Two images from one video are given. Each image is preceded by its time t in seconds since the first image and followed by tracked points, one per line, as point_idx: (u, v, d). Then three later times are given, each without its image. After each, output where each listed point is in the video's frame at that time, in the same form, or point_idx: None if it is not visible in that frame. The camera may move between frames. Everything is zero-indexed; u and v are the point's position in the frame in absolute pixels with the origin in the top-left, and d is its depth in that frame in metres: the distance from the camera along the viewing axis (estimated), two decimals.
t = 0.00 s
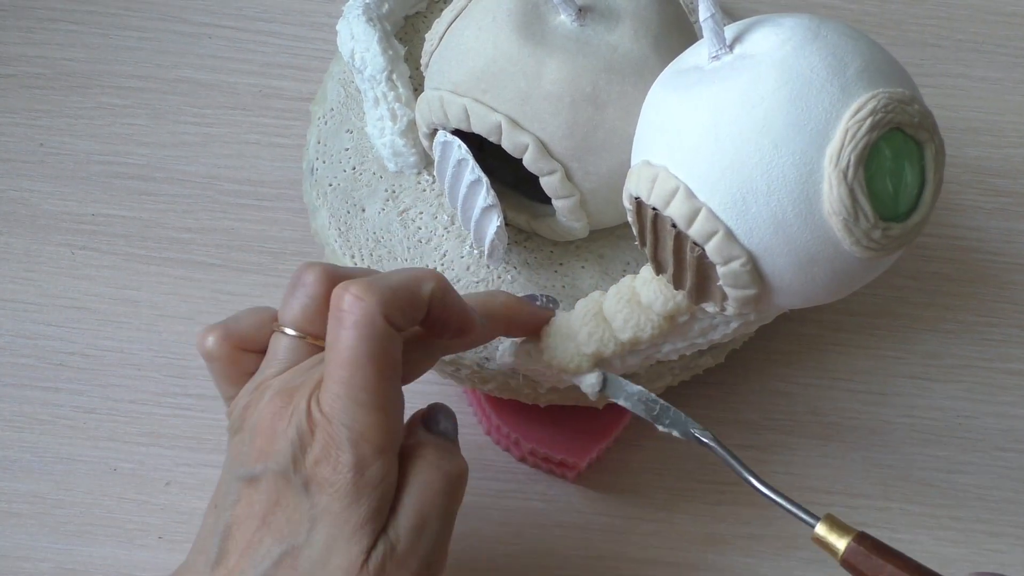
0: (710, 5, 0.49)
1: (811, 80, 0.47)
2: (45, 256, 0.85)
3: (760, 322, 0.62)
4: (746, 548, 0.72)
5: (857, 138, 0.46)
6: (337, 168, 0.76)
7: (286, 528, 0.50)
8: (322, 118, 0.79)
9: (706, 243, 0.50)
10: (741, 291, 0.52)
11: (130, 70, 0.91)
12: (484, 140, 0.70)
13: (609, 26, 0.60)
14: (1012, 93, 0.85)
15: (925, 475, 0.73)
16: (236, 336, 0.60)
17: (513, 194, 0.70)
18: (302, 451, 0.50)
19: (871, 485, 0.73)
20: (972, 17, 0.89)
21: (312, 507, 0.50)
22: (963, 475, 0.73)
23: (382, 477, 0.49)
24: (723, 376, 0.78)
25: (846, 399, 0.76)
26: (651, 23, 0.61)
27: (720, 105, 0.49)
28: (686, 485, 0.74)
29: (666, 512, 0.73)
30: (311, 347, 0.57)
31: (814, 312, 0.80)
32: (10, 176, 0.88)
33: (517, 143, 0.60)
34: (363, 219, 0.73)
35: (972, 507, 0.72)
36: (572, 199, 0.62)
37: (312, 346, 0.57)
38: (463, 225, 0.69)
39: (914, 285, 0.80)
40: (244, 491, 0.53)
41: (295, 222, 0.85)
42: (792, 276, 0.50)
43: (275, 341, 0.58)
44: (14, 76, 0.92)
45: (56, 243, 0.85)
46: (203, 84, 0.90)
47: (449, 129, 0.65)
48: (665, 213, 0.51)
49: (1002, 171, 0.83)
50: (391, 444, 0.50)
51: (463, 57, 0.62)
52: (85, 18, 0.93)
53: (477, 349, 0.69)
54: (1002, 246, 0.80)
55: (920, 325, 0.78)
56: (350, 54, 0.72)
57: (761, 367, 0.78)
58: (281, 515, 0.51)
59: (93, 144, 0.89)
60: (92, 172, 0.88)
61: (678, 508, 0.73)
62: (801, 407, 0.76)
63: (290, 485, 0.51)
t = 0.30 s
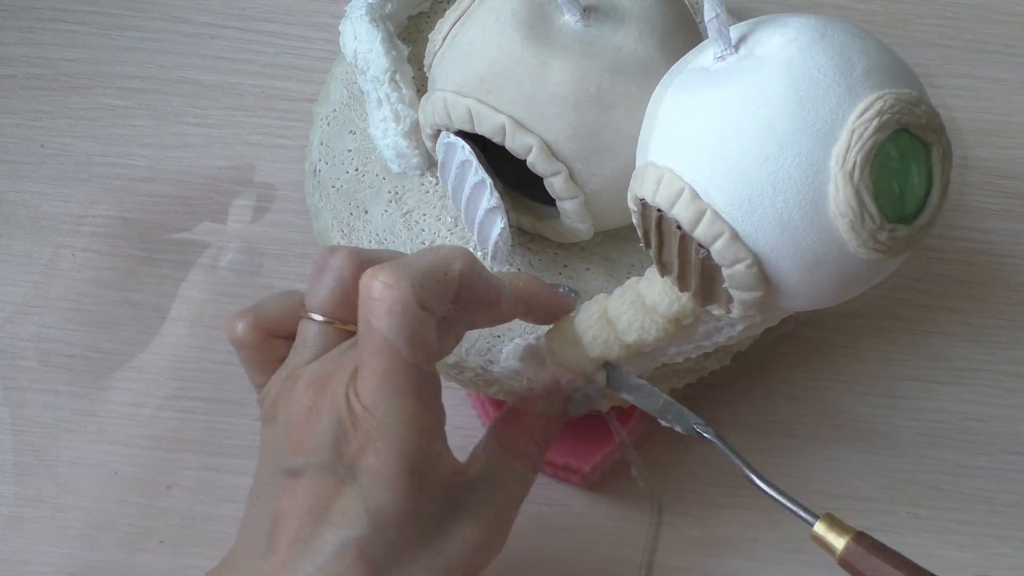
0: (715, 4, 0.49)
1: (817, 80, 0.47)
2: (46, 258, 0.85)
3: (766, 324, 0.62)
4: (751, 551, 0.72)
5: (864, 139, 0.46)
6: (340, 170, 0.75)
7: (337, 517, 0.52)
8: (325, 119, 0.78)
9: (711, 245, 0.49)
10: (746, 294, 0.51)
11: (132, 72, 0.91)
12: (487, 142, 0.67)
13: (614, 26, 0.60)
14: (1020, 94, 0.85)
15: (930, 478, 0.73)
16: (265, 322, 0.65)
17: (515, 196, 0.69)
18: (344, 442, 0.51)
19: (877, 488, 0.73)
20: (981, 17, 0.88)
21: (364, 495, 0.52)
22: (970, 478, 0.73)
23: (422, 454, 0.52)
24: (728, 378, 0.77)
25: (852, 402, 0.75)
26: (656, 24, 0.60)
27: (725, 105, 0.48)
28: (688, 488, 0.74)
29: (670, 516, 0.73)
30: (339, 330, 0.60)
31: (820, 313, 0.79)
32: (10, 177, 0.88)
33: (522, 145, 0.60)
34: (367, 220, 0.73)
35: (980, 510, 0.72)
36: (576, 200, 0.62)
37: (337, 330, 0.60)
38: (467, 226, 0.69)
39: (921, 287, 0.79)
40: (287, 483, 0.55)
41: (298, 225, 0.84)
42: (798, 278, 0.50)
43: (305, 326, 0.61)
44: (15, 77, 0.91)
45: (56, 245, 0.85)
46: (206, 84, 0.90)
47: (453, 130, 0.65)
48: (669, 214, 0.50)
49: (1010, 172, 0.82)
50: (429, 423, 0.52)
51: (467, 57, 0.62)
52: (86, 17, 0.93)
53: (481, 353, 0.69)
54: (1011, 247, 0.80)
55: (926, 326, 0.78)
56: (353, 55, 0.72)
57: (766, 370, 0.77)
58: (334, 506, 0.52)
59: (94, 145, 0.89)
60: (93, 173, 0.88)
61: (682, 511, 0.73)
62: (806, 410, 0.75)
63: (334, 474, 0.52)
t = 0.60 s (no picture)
0: (721, 4, 0.49)
1: (824, 81, 0.46)
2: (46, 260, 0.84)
3: (772, 326, 0.62)
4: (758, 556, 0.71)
5: (871, 140, 0.45)
6: (342, 170, 0.76)
7: (327, 514, 0.52)
8: (327, 119, 0.79)
9: (717, 247, 0.49)
10: (752, 296, 0.51)
11: (134, 73, 0.92)
12: (492, 143, 0.67)
13: (619, 26, 0.59)
14: None
15: (939, 482, 0.69)
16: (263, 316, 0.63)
17: (519, 196, 0.69)
18: (336, 436, 0.55)
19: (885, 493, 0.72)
20: (985, 18, 0.88)
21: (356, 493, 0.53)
22: (977, 482, 0.71)
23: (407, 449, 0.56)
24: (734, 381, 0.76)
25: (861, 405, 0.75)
26: (661, 25, 0.60)
27: (730, 106, 0.48)
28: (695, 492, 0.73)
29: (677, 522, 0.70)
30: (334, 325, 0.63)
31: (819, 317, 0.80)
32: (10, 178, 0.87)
33: (526, 146, 0.59)
34: (369, 221, 0.73)
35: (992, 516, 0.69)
36: (581, 202, 0.61)
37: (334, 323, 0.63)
38: (471, 227, 0.68)
39: (926, 289, 0.79)
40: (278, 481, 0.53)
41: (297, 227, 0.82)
42: (805, 280, 0.49)
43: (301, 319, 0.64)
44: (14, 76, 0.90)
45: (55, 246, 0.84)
46: (206, 85, 0.91)
47: (457, 131, 0.64)
48: (675, 217, 0.50)
49: (1015, 173, 0.82)
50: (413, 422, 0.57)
51: (470, 57, 0.62)
52: (87, 17, 0.95)
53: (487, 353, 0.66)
54: (1017, 250, 0.80)
55: (930, 329, 0.78)
56: (356, 54, 0.72)
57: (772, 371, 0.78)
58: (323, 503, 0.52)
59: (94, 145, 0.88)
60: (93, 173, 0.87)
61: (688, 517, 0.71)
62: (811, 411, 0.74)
63: (322, 469, 0.53)
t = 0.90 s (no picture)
0: (720, 5, 0.49)
1: (821, 82, 0.47)
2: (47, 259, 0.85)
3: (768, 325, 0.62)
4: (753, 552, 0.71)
5: (868, 141, 0.45)
6: (341, 169, 0.75)
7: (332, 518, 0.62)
8: (325, 118, 0.78)
9: (714, 246, 0.49)
10: (749, 295, 0.51)
11: (133, 75, 0.91)
12: (490, 142, 0.66)
13: (617, 26, 0.60)
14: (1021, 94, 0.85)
15: (933, 479, 0.72)
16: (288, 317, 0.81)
17: (518, 195, 0.68)
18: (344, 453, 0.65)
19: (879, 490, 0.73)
20: (981, 17, 0.88)
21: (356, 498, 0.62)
22: (972, 479, 0.72)
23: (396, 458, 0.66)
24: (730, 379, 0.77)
25: (856, 403, 0.75)
26: (659, 25, 0.60)
27: (728, 106, 0.48)
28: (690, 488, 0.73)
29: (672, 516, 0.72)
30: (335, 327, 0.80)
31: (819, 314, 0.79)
32: (11, 178, 0.88)
33: (525, 145, 0.59)
34: (367, 221, 0.73)
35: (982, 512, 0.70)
36: (579, 201, 0.61)
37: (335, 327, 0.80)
38: (468, 226, 0.69)
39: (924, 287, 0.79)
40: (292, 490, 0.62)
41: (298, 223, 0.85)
42: (801, 278, 0.49)
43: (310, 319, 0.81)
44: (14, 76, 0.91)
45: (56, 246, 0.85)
46: (205, 86, 0.90)
47: (455, 130, 0.64)
48: (673, 216, 0.50)
49: (1010, 172, 0.82)
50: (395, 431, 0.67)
51: (468, 57, 0.62)
52: (85, 17, 0.93)
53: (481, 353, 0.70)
54: (1013, 249, 0.80)
55: (927, 327, 0.78)
56: (354, 54, 0.72)
57: (768, 370, 0.77)
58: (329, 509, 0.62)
59: (94, 145, 0.88)
60: (93, 173, 0.87)
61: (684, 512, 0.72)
62: (809, 409, 0.75)
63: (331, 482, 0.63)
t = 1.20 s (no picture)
0: (712, 5, 0.49)
1: (813, 81, 0.47)
2: (46, 257, 0.85)
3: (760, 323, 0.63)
4: (747, 547, 0.72)
5: (859, 139, 0.46)
6: (337, 167, 0.76)
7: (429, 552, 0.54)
8: (323, 117, 0.79)
9: (707, 243, 0.50)
10: (742, 292, 0.52)
11: (131, 71, 0.91)
12: (485, 141, 0.69)
13: (611, 26, 0.60)
14: (1012, 93, 0.86)
15: (925, 476, 0.73)
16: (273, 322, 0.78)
17: (513, 193, 0.70)
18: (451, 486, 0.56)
19: (870, 485, 0.73)
20: (974, 17, 0.89)
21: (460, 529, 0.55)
22: (963, 475, 0.73)
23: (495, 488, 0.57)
24: (723, 376, 0.77)
25: (848, 400, 0.76)
26: (652, 25, 0.61)
27: (721, 105, 0.49)
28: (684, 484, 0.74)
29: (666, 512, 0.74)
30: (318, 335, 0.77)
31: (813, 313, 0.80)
32: (11, 176, 0.88)
33: (519, 144, 0.60)
34: (364, 219, 0.74)
35: (971, 507, 0.73)
36: (572, 199, 0.62)
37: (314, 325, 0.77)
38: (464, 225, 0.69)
39: (914, 285, 0.80)
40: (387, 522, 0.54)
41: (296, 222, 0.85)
42: (793, 276, 0.50)
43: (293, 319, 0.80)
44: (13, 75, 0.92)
45: (56, 244, 0.86)
46: (204, 84, 0.90)
47: (450, 129, 0.65)
48: (666, 214, 0.51)
49: (1001, 171, 0.83)
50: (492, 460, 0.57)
51: (464, 56, 0.62)
52: (83, 16, 0.93)
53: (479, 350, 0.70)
54: (1004, 247, 0.80)
55: (919, 324, 0.78)
56: (351, 54, 0.72)
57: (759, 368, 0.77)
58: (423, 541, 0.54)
59: (93, 144, 0.89)
60: (92, 171, 0.88)
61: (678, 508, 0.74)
62: (802, 405, 0.76)
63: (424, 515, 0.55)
